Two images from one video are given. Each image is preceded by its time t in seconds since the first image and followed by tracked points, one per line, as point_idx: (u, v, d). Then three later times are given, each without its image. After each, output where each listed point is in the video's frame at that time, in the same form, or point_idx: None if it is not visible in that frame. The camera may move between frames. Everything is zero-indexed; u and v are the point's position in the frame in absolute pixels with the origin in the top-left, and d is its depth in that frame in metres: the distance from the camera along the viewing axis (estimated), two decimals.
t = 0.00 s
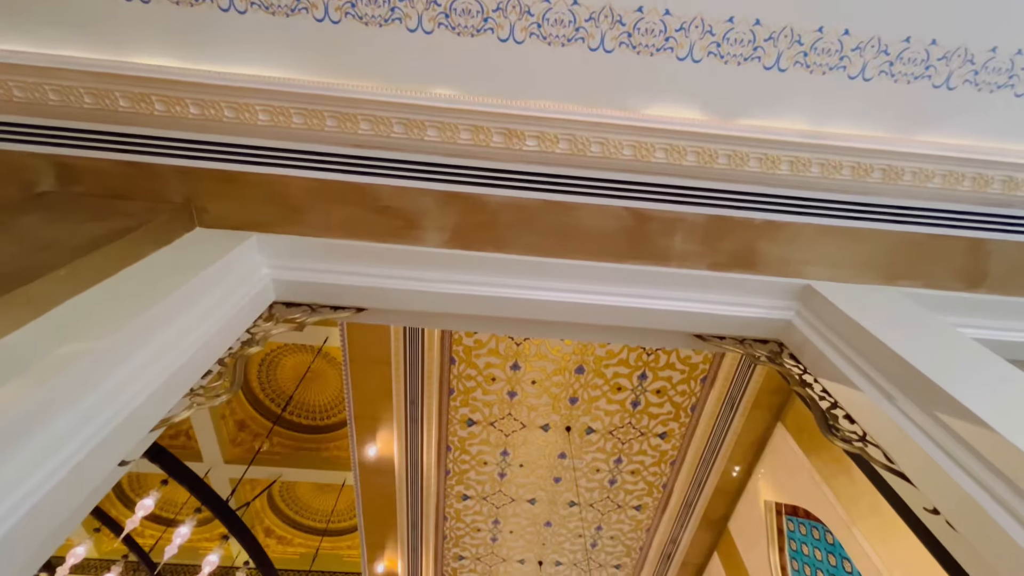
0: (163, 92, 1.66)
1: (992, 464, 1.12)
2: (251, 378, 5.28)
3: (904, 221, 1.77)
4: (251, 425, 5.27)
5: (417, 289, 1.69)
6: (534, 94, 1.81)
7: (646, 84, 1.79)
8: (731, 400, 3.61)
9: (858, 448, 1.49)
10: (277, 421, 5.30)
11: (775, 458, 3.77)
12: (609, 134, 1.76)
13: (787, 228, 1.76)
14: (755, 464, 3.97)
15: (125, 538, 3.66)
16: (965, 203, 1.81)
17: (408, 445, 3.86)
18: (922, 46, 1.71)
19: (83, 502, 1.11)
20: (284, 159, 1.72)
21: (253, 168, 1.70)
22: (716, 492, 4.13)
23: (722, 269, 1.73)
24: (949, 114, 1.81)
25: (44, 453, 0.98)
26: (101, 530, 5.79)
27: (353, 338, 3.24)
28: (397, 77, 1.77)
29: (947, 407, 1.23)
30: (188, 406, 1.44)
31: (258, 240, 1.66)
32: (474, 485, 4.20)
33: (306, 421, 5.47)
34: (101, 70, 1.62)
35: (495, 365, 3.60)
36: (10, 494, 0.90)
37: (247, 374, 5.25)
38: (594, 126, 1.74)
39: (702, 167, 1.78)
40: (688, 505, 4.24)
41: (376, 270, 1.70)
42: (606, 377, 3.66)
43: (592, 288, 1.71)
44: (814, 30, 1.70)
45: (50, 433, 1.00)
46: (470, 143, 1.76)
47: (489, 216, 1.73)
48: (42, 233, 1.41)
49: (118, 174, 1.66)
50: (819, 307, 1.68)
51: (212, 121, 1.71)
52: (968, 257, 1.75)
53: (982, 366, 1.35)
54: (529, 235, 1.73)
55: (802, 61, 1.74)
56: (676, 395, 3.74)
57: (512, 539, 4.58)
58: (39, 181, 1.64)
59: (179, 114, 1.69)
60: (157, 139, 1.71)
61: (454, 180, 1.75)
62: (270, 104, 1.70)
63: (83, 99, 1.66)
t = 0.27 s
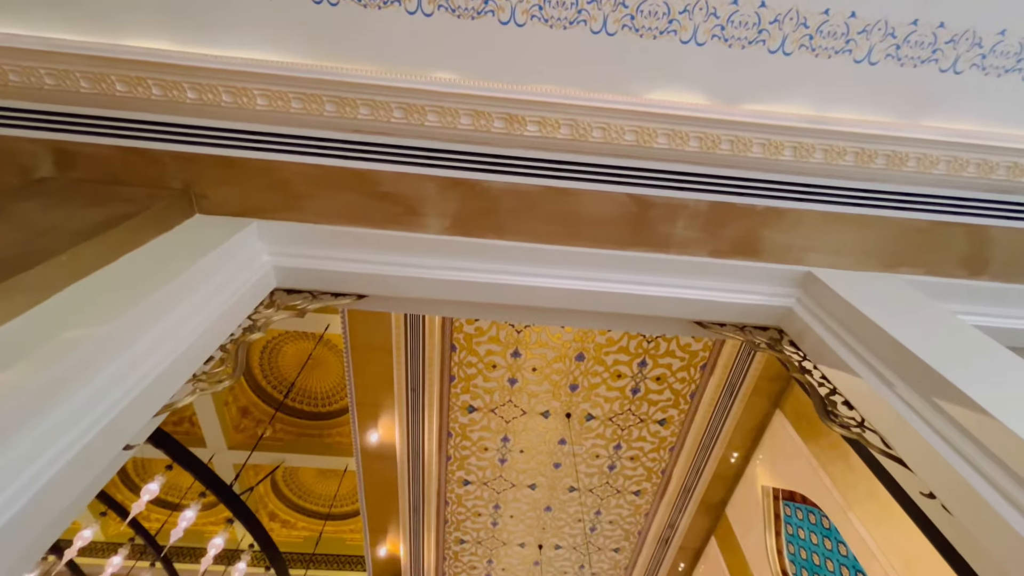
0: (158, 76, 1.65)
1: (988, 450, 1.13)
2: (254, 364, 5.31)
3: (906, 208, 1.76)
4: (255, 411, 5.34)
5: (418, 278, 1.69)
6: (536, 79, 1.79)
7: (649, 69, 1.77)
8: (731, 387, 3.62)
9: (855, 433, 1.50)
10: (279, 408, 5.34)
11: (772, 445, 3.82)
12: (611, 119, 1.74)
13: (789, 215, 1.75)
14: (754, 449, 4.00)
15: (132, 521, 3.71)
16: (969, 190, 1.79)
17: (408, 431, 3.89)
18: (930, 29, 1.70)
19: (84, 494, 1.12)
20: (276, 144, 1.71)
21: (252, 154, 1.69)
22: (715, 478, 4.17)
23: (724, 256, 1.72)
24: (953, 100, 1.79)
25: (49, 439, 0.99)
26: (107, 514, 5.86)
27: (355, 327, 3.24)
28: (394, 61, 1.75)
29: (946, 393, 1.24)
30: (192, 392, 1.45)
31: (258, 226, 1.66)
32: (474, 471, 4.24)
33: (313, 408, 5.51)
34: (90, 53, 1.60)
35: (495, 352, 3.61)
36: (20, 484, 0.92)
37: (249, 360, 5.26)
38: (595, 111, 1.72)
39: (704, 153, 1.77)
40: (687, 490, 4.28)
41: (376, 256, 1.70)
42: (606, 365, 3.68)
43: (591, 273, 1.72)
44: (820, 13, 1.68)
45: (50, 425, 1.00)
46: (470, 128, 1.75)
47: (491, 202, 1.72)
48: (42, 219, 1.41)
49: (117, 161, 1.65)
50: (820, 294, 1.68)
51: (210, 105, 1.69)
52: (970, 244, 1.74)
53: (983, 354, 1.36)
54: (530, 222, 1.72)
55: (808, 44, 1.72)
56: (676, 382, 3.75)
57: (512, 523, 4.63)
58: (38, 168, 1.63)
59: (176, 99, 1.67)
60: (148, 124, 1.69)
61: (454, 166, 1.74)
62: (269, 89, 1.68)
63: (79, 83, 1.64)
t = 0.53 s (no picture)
0: (153, 55, 1.62)
1: (987, 433, 1.14)
2: (256, 348, 5.32)
3: (909, 190, 1.74)
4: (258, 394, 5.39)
5: (417, 261, 1.68)
6: (537, 58, 1.76)
7: (652, 47, 1.74)
8: (730, 370, 3.64)
9: (853, 414, 1.51)
10: (282, 390, 5.37)
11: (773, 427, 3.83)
12: (613, 99, 1.72)
13: (792, 197, 1.73)
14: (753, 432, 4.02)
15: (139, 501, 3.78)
16: (974, 171, 1.78)
17: (409, 413, 3.93)
18: (940, 6, 1.67)
19: (91, 473, 1.14)
20: (277, 125, 1.69)
21: (249, 135, 1.67)
22: (713, 459, 4.22)
23: (725, 239, 1.72)
24: (963, 79, 1.76)
25: (56, 419, 1.00)
26: (116, 493, 5.96)
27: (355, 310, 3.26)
28: (392, 39, 1.72)
29: (946, 375, 1.24)
30: (195, 373, 1.46)
31: (257, 208, 1.64)
32: (476, 452, 4.29)
33: (316, 391, 5.54)
34: (84, 31, 1.58)
35: (496, 336, 3.62)
36: (30, 462, 0.93)
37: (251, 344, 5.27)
38: (597, 91, 1.70)
39: (707, 134, 1.75)
40: (686, 472, 4.33)
41: (375, 239, 1.69)
42: (606, 348, 3.69)
43: (592, 256, 1.71)
44: None
45: (56, 405, 1.01)
46: (469, 109, 1.73)
47: (491, 183, 1.71)
48: (41, 200, 1.41)
49: (114, 142, 1.63)
50: (820, 276, 1.67)
51: (206, 85, 1.67)
52: (973, 227, 1.72)
53: (984, 336, 1.36)
54: (530, 204, 1.71)
55: (815, 22, 1.69)
56: (676, 365, 3.77)
57: (513, 503, 4.70)
58: (35, 150, 1.62)
59: (171, 79, 1.65)
60: (144, 104, 1.67)
61: (453, 147, 1.72)
62: (265, 68, 1.65)
63: (74, 62, 1.62)
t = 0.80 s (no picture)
0: (144, 27, 1.59)
1: (985, 410, 1.15)
2: (257, 328, 5.33)
3: (914, 167, 1.72)
4: (260, 374, 5.43)
5: (416, 239, 1.67)
6: (537, 30, 1.72)
7: (656, 19, 1.70)
8: (729, 350, 3.67)
9: (850, 391, 1.53)
10: (284, 370, 5.39)
11: (767, 407, 3.90)
12: (615, 73, 1.69)
13: (794, 173, 1.71)
14: (750, 412, 4.08)
15: (146, 478, 3.84)
16: (979, 148, 1.76)
17: (410, 393, 3.96)
18: None
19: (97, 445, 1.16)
20: (273, 100, 1.66)
21: (244, 109, 1.64)
22: (711, 438, 4.28)
23: (726, 217, 1.70)
24: (972, 53, 1.73)
25: (61, 392, 1.02)
26: (122, 471, 6.06)
27: (357, 291, 3.29)
28: (389, 11, 1.68)
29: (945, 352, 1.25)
30: (196, 350, 1.47)
31: (254, 186, 1.62)
32: (476, 431, 4.35)
33: (318, 371, 5.58)
34: (73, 2, 1.54)
35: (497, 316, 3.63)
36: (36, 434, 0.95)
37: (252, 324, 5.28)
38: (598, 65, 1.67)
39: (710, 109, 1.73)
40: (683, 450, 4.40)
41: (374, 217, 1.68)
42: (606, 329, 3.70)
43: (592, 234, 1.70)
44: None
45: (60, 378, 1.02)
46: (468, 83, 1.70)
47: (491, 160, 1.69)
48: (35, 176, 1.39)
49: (106, 117, 1.60)
50: (821, 254, 1.66)
51: (199, 59, 1.64)
52: (978, 205, 1.70)
53: (982, 314, 1.36)
54: (530, 182, 1.69)
55: None
56: (676, 345, 3.79)
57: (513, 481, 4.78)
58: (27, 126, 1.56)
59: (163, 52, 1.62)
60: (135, 78, 1.64)
61: (451, 123, 1.69)
62: (258, 40, 1.62)
63: (63, 35, 1.59)
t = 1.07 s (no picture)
0: None
1: (985, 383, 1.15)
2: (259, 307, 5.31)
3: (922, 140, 1.69)
4: (263, 353, 5.47)
5: (416, 214, 1.65)
6: None
7: None
8: (729, 329, 3.68)
9: (850, 365, 1.53)
10: (286, 349, 5.41)
11: (767, 384, 3.92)
12: (617, 42, 1.66)
13: (799, 147, 1.69)
14: (750, 390, 4.11)
15: (153, 453, 3.90)
16: (988, 120, 1.73)
17: (412, 371, 3.99)
18: None
19: (103, 417, 1.18)
20: (268, 71, 1.63)
21: (238, 81, 1.60)
22: (710, 415, 4.32)
23: (730, 191, 1.68)
24: (987, 20, 1.68)
25: (65, 364, 1.02)
26: (131, 447, 6.16)
27: (359, 271, 3.28)
28: None
29: (946, 327, 1.25)
30: (198, 326, 1.47)
31: (252, 161, 1.60)
32: (478, 409, 4.40)
33: (319, 350, 5.56)
34: None
35: (498, 295, 3.63)
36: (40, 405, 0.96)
37: (253, 303, 5.26)
38: (600, 33, 1.64)
39: (715, 80, 1.69)
40: (682, 428, 4.45)
41: (373, 191, 1.66)
42: (606, 308, 3.71)
43: (594, 209, 1.68)
44: None
45: (63, 350, 1.03)
46: (468, 53, 1.67)
47: (491, 133, 1.66)
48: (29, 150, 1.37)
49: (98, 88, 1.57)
50: (824, 230, 1.65)
51: (192, 28, 1.61)
52: (985, 179, 1.68)
53: (985, 289, 1.36)
54: (531, 155, 1.67)
55: None
56: (677, 324, 3.79)
57: (514, 457, 4.85)
58: (18, 99, 1.53)
59: (154, 21, 1.59)
60: (126, 48, 1.61)
61: (452, 95, 1.66)
62: (253, 9, 1.59)
63: (51, 4, 1.55)
